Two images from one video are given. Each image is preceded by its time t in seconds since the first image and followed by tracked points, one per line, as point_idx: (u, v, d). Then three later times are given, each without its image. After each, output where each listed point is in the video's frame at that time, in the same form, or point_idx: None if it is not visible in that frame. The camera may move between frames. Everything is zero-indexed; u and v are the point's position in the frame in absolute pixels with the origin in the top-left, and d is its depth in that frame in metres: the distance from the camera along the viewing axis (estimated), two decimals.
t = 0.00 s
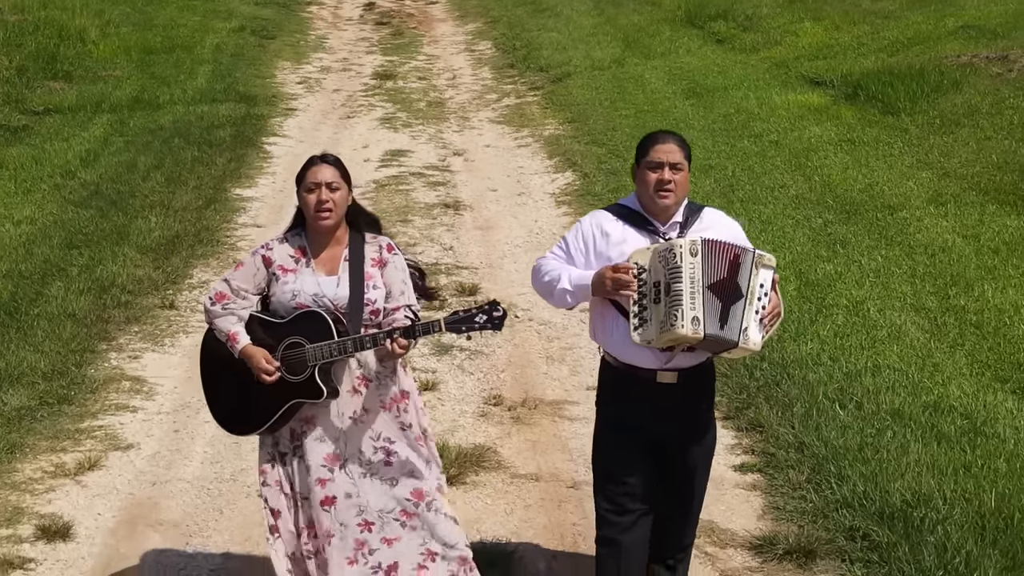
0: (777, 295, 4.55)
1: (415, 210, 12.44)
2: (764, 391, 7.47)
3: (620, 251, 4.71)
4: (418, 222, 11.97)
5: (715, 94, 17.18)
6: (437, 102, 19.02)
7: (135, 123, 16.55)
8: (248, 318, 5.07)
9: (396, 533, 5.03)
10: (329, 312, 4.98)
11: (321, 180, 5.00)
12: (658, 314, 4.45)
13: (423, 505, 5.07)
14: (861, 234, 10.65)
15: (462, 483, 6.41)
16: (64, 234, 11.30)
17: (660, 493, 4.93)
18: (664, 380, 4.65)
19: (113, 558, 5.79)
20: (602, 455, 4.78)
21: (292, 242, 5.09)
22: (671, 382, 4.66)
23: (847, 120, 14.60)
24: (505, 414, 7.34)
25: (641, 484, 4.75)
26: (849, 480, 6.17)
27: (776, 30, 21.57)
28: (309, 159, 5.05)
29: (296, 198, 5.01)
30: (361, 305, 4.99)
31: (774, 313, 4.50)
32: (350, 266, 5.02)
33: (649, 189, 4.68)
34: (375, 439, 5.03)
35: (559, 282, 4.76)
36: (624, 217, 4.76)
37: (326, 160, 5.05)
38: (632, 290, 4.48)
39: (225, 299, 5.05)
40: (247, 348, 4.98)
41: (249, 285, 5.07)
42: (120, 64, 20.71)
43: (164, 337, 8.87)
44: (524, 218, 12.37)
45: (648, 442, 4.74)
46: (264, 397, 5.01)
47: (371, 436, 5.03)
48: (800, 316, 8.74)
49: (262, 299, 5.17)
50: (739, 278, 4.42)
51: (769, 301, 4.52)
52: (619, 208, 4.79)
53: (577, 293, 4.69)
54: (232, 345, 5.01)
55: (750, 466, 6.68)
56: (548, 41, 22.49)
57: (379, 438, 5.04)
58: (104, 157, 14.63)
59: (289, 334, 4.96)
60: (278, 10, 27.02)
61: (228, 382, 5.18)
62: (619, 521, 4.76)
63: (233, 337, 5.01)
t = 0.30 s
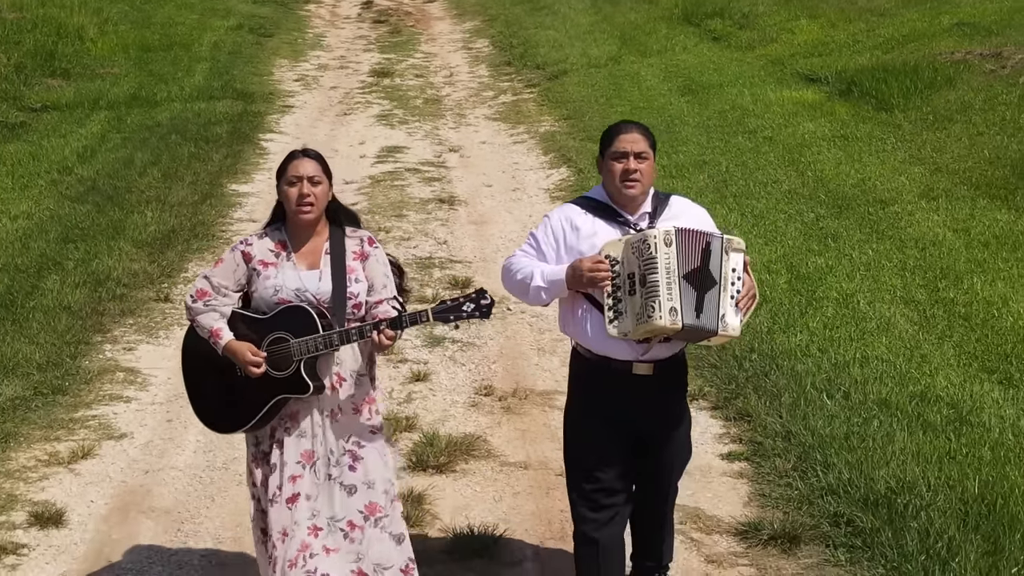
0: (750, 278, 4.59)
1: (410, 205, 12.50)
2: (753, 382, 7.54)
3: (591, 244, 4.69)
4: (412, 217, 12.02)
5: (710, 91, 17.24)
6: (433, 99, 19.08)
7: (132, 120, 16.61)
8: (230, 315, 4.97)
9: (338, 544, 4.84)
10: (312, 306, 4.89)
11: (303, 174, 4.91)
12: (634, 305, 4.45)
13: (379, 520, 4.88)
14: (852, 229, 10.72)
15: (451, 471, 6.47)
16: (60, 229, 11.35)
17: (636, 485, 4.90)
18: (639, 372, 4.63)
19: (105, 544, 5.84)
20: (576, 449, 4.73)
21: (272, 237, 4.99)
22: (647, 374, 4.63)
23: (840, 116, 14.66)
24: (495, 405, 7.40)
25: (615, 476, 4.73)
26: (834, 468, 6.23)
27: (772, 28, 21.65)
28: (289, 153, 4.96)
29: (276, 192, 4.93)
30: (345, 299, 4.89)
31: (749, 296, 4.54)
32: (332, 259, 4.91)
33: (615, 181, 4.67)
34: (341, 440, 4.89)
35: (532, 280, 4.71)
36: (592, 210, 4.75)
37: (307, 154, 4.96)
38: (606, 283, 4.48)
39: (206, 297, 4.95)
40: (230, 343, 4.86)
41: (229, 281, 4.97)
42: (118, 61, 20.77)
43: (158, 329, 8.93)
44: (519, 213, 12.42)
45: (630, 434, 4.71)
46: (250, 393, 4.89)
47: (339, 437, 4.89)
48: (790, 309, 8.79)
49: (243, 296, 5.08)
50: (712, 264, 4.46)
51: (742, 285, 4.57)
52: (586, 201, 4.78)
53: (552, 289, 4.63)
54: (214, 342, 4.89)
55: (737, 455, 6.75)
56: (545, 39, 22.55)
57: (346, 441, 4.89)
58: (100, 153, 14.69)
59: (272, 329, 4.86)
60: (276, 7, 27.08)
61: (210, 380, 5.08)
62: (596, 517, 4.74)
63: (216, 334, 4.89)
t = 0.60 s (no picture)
0: (711, 266, 4.65)
1: (405, 201, 12.56)
2: (742, 374, 7.61)
3: (560, 237, 4.74)
4: (407, 213, 12.08)
5: (706, 89, 17.29)
6: (430, 97, 19.14)
7: (130, 117, 16.66)
8: (205, 305, 4.96)
9: (273, 536, 4.88)
10: (288, 296, 4.86)
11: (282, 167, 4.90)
12: (605, 298, 4.49)
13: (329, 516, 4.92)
14: (844, 224, 10.78)
15: (442, 461, 6.53)
16: (57, 225, 11.40)
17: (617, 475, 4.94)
18: (609, 365, 4.68)
19: (98, 532, 5.91)
20: (549, 444, 4.81)
21: (248, 228, 4.99)
22: (617, 367, 4.68)
23: (835, 113, 14.72)
24: (486, 396, 7.46)
25: (585, 473, 4.79)
26: (821, 458, 6.29)
27: (768, 26, 21.70)
28: (267, 147, 4.94)
29: (255, 185, 4.89)
30: (321, 289, 4.88)
31: (711, 284, 4.59)
32: (309, 249, 4.91)
33: (583, 177, 4.71)
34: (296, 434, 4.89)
35: (501, 275, 4.70)
36: (561, 203, 4.79)
37: (284, 147, 4.95)
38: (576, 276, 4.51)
39: (181, 286, 4.94)
40: (204, 333, 4.84)
41: (204, 271, 4.96)
42: (116, 60, 20.83)
43: (154, 323, 9.00)
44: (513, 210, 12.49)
45: (603, 428, 4.77)
46: (224, 385, 4.89)
47: (296, 430, 4.90)
48: (780, 303, 8.85)
49: (217, 287, 5.07)
50: (675, 253, 4.50)
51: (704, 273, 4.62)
52: (554, 195, 4.82)
53: (522, 284, 4.64)
54: (188, 332, 4.87)
55: (725, 446, 6.81)
56: (542, 37, 22.60)
57: (299, 435, 4.90)
58: (98, 150, 14.74)
59: (247, 319, 4.84)
60: (274, 6, 27.14)
61: (186, 373, 5.05)
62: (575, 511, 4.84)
63: (189, 324, 4.87)
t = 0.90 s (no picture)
0: (684, 256, 4.64)
1: (401, 198, 12.62)
2: (733, 367, 7.67)
3: (542, 233, 4.78)
4: (403, 210, 12.14)
5: (703, 87, 17.35)
6: (428, 95, 19.19)
7: (128, 115, 16.72)
8: (190, 300, 4.92)
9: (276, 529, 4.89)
10: (273, 292, 4.83)
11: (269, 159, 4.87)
12: (584, 292, 4.52)
13: (339, 510, 4.87)
14: (837, 220, 10.84)
15: (434, 453, 6.59)
16: (55, 221, 11.45)
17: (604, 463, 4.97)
18: (590, 360, 4.71)
19: (93, 522, 5.97)
20: (536, 435, 4.90)
21: (235, 220, 4.94)
22: (598, 362, 4.72)
23: (830, 111, 14.78)
24: (479, 389, 7.53)
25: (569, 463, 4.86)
26: (808, 449, 6.34)
27: (765, 25, 21.76)
28: (254, 139, 4.92)
29: (242, 177, 4.87)
30: (307, 285, 4.84)
31: (684, 274, 4.57)
32: (295, 244, 4.87)
33: (564, 170, 4.75)
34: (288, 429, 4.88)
35: (483, 273, 4.79)
36: (543, 199, 4.83)
37: (272, 139, 4.92)
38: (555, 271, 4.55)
39: (166, 280, 4.91)
40: (187, 329, 4.81)
41: (190, 265, 4.94)
42: (114, 58, 20.89)
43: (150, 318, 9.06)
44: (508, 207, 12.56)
45: (587, 421, 4.81)
46: (207, 379, 4.86)
47: (288, 425, 4.88)
48: (772, 297, 8.91)
49: (203, 279, 5.04)
50: (646, 245, 4.50)
51: (679, 263, 4.60)
52: (536, 190, 4.86)
53: (502, 282, 4.72)
54: (171, 327, 4.85)
55: (715, 438, 6.87)
56: (540, 36, 22.66)
57: (293, 430, 4.88)
58: (96, 148, 14.80)
59: (232, 315, 4.81)
60: (272, 5, 27.19)
61: (171, 369, 5.04)
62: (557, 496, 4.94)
63: (172, 318, 4.85)
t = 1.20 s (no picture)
0: (677, 255, 4.64)
1: (397, 194, 12.68)
2: (724, 360, 7.73)
3: (538, 229, 4.81)
4: (399, 206, 12.20)
5: (699, 85, 17.40)
6: (425, 93, 19.26)
7: (126, 113, 16.76)
8: (188, 293, 4.96)
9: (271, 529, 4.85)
10: (270, 288, 4.87)
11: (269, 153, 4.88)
12: (575, 290, 4.54)
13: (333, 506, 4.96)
14: (831, 216, 10.90)
15: (427, 442, 6.66)
16: (53, 217, 11.50)
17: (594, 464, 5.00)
18: (583, 357, 4.74)
19: (88, 511, 6.03)
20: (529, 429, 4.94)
21: (236, 216, 4.98)
22: (591, 359, 4.74)
23: (825, 108, 14.84)
24: (472, 381, 7.59)
25: (560, 460, 4.90)
26: (797, 439, 6.40)
27: (762, 23, 21.81)
28: (253, 134, 4.92)
29: (243, 172, 4.89)
30: (305, 282, 4.87)
31: (676, 274, 4.58)
32: (295, 240, 4.90)
33: (561, 166, 4.77)
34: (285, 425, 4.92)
35: (481, 270, 4.83)
36: (541, 196, 4.86)
37: (272, 134, 4.93)
38: (549, 268, 4.58)
39: (165, 272, 4.96)
40: (186, 322, 4.85)
41: (190, 258, 4.98)
42: (113, 56, 20.94)
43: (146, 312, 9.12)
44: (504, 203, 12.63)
45: (579, 419, 4.85)
46: (203, 373, 4.89)
47: (283, 422, 4.92)
48: (764, 291, 8.97)
49: (205, 273, 5.08)
50: (637, 244, 4.51)
51: (672, 262, 4.60)
52: (536, 187, 4.89)
53: (499, 280, 4.77)
54: (170, 319, 4.89)
55: (706, 429, 6.93)
56: (538, 34, 22.72)
57: (289, 427, 4.92)
58: (94, 144, 14.85)
59: (228, 309, 4.84)
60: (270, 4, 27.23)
61: (168, 360, 5.06)
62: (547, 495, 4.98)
63: (171, 311, 4.89)
